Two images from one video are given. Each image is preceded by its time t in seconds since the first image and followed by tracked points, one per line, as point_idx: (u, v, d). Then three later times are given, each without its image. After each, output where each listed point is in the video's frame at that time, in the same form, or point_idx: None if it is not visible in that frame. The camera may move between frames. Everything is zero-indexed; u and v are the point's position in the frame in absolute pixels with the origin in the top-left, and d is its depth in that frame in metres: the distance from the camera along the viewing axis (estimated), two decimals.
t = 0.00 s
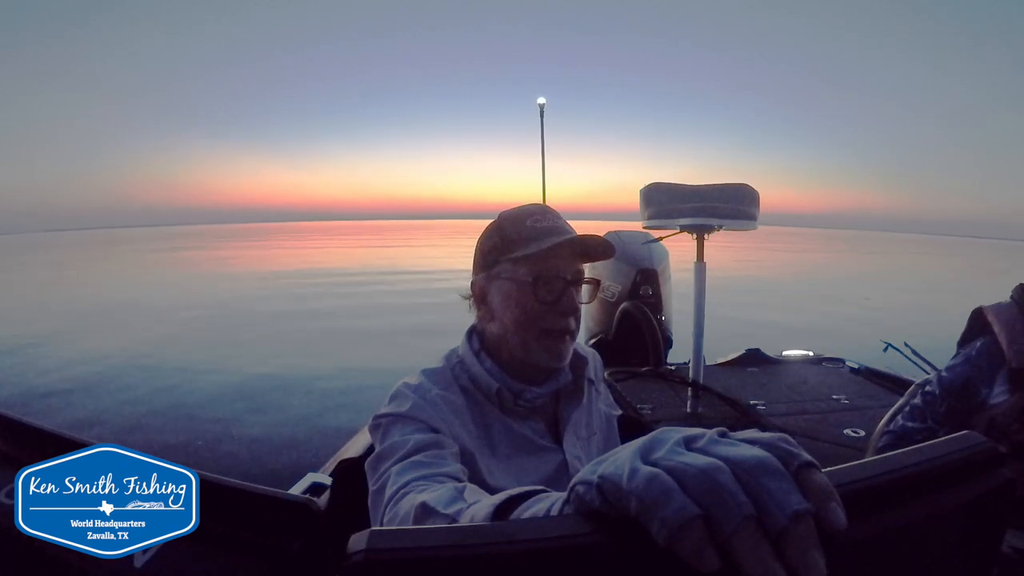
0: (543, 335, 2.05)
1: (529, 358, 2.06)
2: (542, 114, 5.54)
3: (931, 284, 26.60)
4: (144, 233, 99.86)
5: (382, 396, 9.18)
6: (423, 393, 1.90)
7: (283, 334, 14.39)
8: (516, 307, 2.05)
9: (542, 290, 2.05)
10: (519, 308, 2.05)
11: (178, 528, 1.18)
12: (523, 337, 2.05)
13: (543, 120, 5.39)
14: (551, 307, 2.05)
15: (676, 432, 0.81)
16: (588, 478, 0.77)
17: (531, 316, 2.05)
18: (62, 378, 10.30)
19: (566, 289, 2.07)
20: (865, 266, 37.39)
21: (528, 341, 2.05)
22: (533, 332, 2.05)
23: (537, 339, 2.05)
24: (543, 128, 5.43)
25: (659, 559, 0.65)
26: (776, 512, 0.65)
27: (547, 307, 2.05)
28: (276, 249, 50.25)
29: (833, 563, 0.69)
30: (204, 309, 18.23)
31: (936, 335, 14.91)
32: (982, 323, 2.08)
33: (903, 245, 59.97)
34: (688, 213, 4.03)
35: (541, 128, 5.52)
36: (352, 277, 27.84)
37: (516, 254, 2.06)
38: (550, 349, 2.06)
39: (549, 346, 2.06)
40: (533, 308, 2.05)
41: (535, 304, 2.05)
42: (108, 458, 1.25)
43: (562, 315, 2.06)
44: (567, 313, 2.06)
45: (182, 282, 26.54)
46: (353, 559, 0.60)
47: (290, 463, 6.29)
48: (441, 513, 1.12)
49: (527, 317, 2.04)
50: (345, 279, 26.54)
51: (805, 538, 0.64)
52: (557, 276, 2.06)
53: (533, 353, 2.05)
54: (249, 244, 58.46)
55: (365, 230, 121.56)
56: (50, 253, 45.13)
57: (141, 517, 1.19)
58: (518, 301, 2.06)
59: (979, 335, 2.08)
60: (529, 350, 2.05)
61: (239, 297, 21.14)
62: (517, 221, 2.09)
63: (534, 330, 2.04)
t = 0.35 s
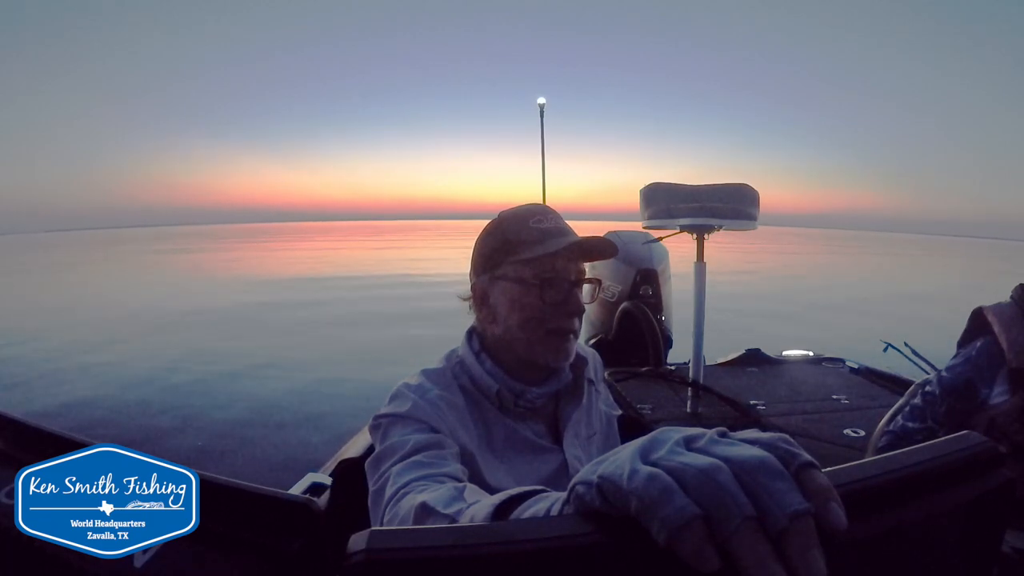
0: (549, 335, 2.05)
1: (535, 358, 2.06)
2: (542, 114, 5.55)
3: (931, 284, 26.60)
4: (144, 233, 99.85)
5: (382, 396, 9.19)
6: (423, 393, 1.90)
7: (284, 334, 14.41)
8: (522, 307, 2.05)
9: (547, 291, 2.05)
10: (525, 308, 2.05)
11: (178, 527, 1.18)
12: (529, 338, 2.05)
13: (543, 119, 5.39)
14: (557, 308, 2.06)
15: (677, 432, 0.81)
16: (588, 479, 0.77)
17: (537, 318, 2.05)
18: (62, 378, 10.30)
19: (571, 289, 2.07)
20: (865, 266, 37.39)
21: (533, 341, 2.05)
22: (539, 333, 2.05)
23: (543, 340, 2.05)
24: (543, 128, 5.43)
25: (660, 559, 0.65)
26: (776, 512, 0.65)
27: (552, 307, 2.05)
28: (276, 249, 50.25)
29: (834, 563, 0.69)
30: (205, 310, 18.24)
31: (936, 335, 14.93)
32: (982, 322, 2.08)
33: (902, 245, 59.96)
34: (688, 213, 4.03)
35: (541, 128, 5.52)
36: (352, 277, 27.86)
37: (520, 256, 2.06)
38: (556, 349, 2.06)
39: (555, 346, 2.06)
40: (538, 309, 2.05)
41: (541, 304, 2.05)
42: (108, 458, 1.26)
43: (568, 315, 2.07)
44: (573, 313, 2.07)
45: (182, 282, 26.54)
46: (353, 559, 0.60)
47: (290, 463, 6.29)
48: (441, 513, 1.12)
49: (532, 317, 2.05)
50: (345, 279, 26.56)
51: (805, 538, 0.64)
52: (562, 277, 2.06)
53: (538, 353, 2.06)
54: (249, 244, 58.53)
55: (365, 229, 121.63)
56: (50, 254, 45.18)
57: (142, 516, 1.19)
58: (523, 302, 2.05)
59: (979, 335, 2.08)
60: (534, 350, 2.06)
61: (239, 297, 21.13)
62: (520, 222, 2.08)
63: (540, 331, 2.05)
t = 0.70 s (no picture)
0: (551, 335, 2.06)
1: (538, 358, 2.07)
2: (542, 114, 5.55)
3: (931, 284, 26.60)
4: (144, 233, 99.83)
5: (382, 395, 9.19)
6: (423, 393, 1.90)
7: (284, 333, 14.41)
8: (524, 308, 2.05)
9: (550, 292, 2.05)
10: (527, 309, 2.05)
11: (178, 527, 1.18)
12: (531, 338, 2.05)
13: (543, 120, 5.39)
14: (560, 308, 2.06)
15: (677, 432, 0.81)
16: (588, 478, 0.77)
17: (539, 319, 2.05)
18: (62, 378, 10.29)
19: (573, 290, 2.08)
20: (865, 266, 37.39)
21: (536, 342, 2.05)
22: (542, 333, 2.05)
23: (546, 340, 2.05)
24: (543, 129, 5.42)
25: (659, 559, 0.65)
26: (776, 511, 0.65)
27: (555, 307, 2.05)
28: (276, 249, 50.18)
29: (833, 563, 0.69)
30: (205, 309, 18.25)
31: (936, 335, 14.94)
32: (982, 322, 2.08)
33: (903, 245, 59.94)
34: (688, 213, 4.03)
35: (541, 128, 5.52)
36: (352, 277, 27.85)
37: (522, 256, 2.05)
38: (558, 350, 2.07)
39: (557, 346, 2.06)
40: (542, 309, 2.05)
41: (543, 305, 2.05)
42: (108, 458, 1.25)
43: (571, 315, 2.07)
44: (576, 313, 2.08)
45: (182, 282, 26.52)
46: (353, 560, 0.60)
47: (290, 463, 6.29)
48: (441, 512, 1.12)
49: (534, 318, 2.05)
50: (345, 279, 26.56)
51: (805, 537, 0.64)
52: (565, 277, 2.06)
53: (541, 353, 2.06)
54: (249, 244, 58.52)
55: (365, 230, 121.61)
56: (51, 254, 45.22)
57: (142, 516, 1.19)
58: (526, 303, 2.05)
59: (979, 335, 2.08)
60: (537, 350, 2.06)
61: (240, 297, 21.14)
62: (521, 223, 2.08)
63: (543, 332, 2.05)
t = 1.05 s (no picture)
0: (552, 335, 2.06)
1: (538, 358, 2.07)
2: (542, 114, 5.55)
3: (931, 284, 26.61)
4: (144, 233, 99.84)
5: (381, 395, 9.19)
6: (423, 393, 1.90)
7: (285, 333, 14.41)
8: (525, 309, 2.05)
9: (551, 292, 2.05)
10: (528, 309, 2.05)
11: (178, 527, 1.18)
12: (532, 338, 2.05)
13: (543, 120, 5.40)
14: (561, 309, 2.06)
15: (676, 432, 0.81)
16: (588, 478, 0.77)
17: (540, 319, 2.05)
18: (63, 378, 10.29)
19: (574, 290, 2.08)
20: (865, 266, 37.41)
21: (537, 343, 2.05)
22: (543, 333, 2.05)
23: (547, 340, 2.06)
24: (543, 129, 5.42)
25: (659, 559, 0.65)
26: (776, 511, 0.65)
27: (556, 307, 2.06)
28: (276, 249, 50.16)
29: (834, 563, 0.69)
30: (205, 309, 18.24)
31: (935, 334, 14.95)
32: (982, 322, 2.08)
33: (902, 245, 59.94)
34: (688, 213, 4.03)
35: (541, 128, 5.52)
36: (352, 277, 27.82)
37: (522, 257, 2.05)
38: (560, 349, 2.07)
39: (558, 346, 2.06)
40: (543, 309, 2.05)
41: (544, 305, 2.05)
42: (108, 458, 1.26)
43: (572, 315, 2.07)
44: (577, 313, 2.08)
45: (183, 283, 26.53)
46: (353, 560, 0.60)
47: (290, 463, 6.29)
48: (441, 513, 1.12)
49: (535, 318, 2.05)
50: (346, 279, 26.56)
51: (806, 536, 0.64)
52: (565, 278, 2.06)
53: (542, 352, 2.06)
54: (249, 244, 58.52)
55: (365, 230, 121.61)
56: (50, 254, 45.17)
57: (141, 516, 1.19)
58: (526, 303, 2.05)
59: (979, 335, 2.07)
60: (537, 350, 2.06)
61: (240, 297, 21.13)
62: (520, 224, 2.08)
63: (544, 332, 2.05)
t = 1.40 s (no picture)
0: (552, 335, 2.05)
1: (537, 358, 2.07)
2: (542, 115, 5.56)
3: (931, 285, 26.63)
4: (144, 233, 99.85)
5: (381, 395, 9.20)
6: (423, 393, 1.90)
7: (285, 333, 14.43)
8: (525, 309, 2.05)
9: (551, 293, 2.05)
10: (528, 310, 2.05)
11: (178, 527, 1.18)
12: (532, 339, 2.05)
13: (544, 120, 5.41)
14: (561, 309, 2.06)
15: (677, 432, 0.81)
16: (588, 478, 0.77)
17: (541, 320, 2.05)
18: (63, 378, 10.30)
19: (575, 290, 2.07)
20: (864, 266, 37.44)
21: (537, 343, 2.05)
22: (544, 334, 2.05)
23: (547, 340, 2.05)
24: (543, 130, 5.43)
25: (660, 559, 0.65)
26: (775, 512, 0.65)
27: (556, 308, 2.05)
28: (275, 249, 50.15)
29: (834, 563, 0.69)
30: (205, 310, 18.25)
31: (935, 334, 14.97)
32: (983, 322, 2.08)
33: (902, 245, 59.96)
34: (688, 213, 4.03)
35: (541, 128, 5.52)
36: (352, 277, 27.83)
37: (523, 257, 2.05)
38: (560, 349, 2.07)
39: (558, 346, 2.06)
40: (543, 310, 2.05)
41: (545, 305, 2.05)
42: (109, 458, 1.26)
43: (573, 315, 2.07)
44: (577, 313, 2.07)
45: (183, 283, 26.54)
46: (353, 559, 0.60)
47: (289, 463, 6.28)
48: (441, 512, 1.12)
49: (536, 319, 2.05)
50: (346, 279, 26.59)
51: (806, 537, 0.64)
52: (566, 278, 2.06)
53: (541, 352, 2.06)
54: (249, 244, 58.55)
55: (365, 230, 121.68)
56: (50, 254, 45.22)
57: (142, 516, 1.19)
58: (526, 303, 2.05)
59: (979, 335, 2.07)
60: (538, 350, 2.06)
61: (240, 297, 21.14)
62: (519, 224, 2.09)
63: (544, 333, 2.05)
